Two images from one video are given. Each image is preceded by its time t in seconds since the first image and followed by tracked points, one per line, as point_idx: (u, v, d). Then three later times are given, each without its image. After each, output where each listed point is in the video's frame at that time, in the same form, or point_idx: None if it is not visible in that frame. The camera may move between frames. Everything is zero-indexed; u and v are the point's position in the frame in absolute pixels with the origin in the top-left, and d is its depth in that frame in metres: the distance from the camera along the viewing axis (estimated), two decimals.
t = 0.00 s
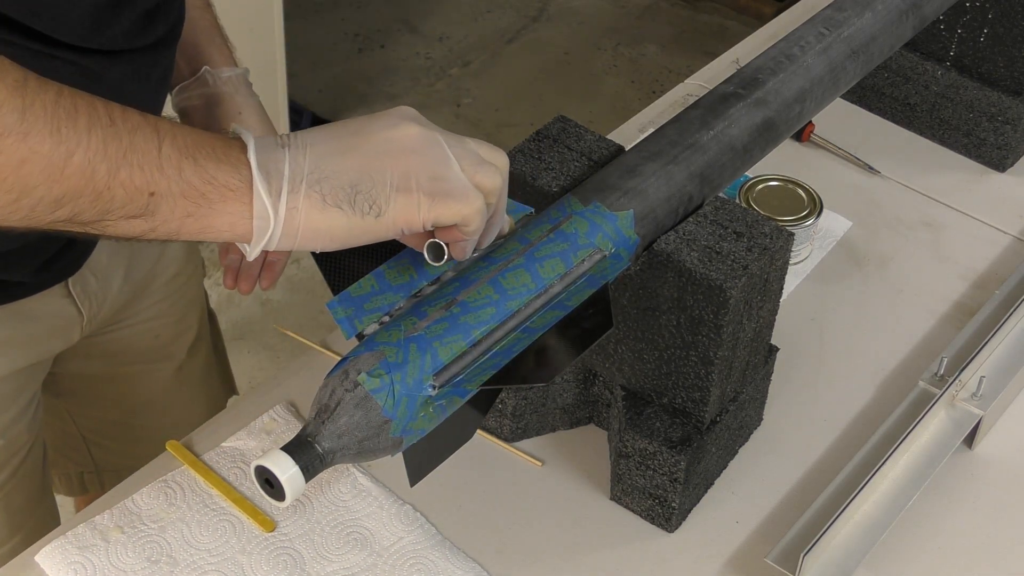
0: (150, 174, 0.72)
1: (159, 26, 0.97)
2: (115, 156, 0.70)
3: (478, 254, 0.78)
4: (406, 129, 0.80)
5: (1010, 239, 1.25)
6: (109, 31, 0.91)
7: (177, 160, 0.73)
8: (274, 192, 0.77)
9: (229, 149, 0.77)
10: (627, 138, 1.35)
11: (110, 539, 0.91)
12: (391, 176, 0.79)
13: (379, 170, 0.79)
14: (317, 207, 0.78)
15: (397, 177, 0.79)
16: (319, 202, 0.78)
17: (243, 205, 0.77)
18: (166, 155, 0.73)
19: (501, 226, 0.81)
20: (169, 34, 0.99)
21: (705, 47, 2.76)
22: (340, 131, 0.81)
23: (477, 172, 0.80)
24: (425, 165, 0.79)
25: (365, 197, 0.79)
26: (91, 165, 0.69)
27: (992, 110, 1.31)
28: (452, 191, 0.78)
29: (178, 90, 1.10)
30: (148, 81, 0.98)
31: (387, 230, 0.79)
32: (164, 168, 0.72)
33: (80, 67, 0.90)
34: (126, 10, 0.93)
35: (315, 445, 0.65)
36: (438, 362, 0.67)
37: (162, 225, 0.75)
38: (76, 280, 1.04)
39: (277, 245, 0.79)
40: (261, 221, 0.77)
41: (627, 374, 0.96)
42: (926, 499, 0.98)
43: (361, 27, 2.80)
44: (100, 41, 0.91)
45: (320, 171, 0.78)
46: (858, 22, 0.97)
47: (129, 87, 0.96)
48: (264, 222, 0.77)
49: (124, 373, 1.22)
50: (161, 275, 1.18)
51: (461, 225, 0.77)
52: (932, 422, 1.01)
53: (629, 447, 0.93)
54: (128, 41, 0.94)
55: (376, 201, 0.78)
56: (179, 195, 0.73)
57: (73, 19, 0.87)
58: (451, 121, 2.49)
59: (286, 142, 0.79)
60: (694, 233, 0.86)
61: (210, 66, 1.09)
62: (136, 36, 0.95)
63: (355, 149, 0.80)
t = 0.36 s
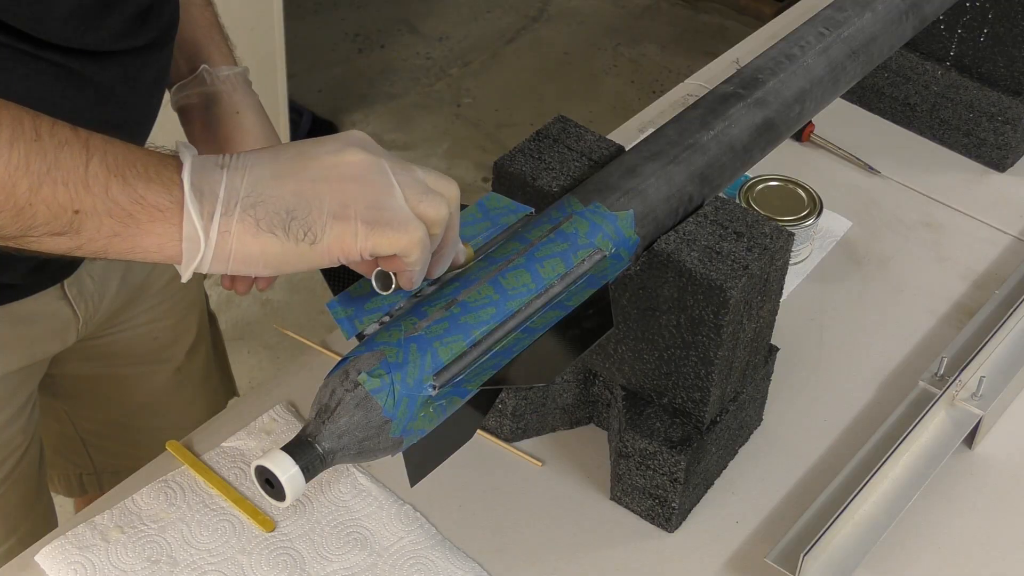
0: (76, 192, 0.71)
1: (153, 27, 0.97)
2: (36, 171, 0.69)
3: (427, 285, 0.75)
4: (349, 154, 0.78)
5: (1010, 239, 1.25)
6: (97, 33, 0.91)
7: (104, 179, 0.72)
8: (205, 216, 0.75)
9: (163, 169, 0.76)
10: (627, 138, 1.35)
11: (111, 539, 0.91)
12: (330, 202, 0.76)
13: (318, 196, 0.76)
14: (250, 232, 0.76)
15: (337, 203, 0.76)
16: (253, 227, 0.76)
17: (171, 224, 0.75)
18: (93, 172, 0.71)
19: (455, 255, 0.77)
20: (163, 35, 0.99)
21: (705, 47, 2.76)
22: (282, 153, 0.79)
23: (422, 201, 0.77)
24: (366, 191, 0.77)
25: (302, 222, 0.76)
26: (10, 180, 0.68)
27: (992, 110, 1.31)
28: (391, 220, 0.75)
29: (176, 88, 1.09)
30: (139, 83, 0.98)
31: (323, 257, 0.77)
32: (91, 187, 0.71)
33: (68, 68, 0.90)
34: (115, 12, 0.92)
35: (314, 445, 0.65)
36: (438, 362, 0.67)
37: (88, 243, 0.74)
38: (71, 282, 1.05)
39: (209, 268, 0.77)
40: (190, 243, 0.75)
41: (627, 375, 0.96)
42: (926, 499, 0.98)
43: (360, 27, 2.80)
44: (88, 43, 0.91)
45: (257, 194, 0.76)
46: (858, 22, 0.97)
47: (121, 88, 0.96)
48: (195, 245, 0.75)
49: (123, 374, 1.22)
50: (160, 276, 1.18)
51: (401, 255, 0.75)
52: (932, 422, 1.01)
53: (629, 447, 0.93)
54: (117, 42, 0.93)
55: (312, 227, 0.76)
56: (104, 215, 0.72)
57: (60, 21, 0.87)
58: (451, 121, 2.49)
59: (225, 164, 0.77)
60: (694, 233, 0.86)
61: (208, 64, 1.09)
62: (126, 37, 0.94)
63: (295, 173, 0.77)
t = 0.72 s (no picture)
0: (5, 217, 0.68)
1: (142, 29, 0.91)
2: None
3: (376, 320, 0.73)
4: (294, 184, 0.76)
5: (1010, 239, 1.25)
6: (81, 33, 0.84)
7: (34, 203, 0.69)
8: (141, 243, 0.73)
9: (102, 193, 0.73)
10: (627, 138, 1.35)
11: (110, 539, 0.91)
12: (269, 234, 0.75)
13: (258, 227, 0.75)
14: (186, 262, 0.74)
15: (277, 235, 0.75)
16: (190, 256, 0.74)
17: (105, 251, 0.73)
18: (24, 198, 0.69)
19: (410, 285, 0.75)
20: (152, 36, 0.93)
21: (705, 47, 2.76)
22: (228, 178, 0.77)
23: (367, 235, 0.75)
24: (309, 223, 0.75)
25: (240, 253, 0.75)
26: None
27: (992, 110, 1.31)
28: (333, 253, 0.74)
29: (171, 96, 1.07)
30: (126, 88, 0.91)
31: (260, 287, 0.76)
32: (21, 212, 0.69)
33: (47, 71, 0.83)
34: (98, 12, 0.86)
35: (315, 446, 0.65)
36: (438, 363, 0.67)
37: (16, 268, 0.71)
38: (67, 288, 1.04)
39: (144, 296, 0.76)
40: (124, 272, 0.73)
41: (627, 375, 0.96)
42: (925, 499, 0.98)
43: (360, 27, 2.80)
44: (69, 44, 0.83)
45: (195, 224, 0.74)
46: (858, 22, 0.97)
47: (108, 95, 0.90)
48: (129, 273, 0.73)
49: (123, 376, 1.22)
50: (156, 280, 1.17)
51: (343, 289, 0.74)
52: (932, 422, 1.01)
53: (629, 447, 0.93)
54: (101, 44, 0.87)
55: (250, 259, 0.75)
56: (34, 240, 0.70)
57: (37, 22, 0.80)
58: (450, 121, 2.49)
59: (164, 190, 0.75)
60: (694, 233, 0.86)
61: (202, 69, 1.07)
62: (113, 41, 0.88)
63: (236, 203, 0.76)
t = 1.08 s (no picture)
0: None
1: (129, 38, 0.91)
2: None
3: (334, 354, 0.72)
4: (245, 216, 0.74)
5: (1010, 239, 1.25)
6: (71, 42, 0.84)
7: None
8: (80, 267, 0.71)
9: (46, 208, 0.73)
10: (627, 138, 1.35)
11: (111, 539, 0.91)
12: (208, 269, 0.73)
13: (203, 258, 0.74)
14: (124, 289, 0.72)
15: (219, 273, 0.74)
16: (130, 284, 0.73)
17: (41, 273, 0.72)
18: None
19: (362, 322, 0.74)
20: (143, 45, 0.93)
21: (705, 47, 2.76)
22: (178, 202, 0.75)
23: (316, 271, 0.74)
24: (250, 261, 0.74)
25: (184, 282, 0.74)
26: None
27: (992, 110, 1.31)
28: (279, 291, 0.73)
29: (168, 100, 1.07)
30: (116, 96, 0.90)
31: (199, 319, 0.75)
32: None
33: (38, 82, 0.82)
34: (89, 19, 0.85)
35: (316, 446, 0.65)
36: (438, 363, 0.67)
37: None
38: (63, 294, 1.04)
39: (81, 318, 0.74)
40: (60, 295, 0.72)
41: (627, 375, 0.96)
42: (925, 499, 0.98)
43: (360, 27, 2.79)
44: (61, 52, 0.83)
45: (138, 251, 0.73)
46: (858, 22, 0.97)
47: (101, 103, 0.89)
48: (64, 296, 0.72)
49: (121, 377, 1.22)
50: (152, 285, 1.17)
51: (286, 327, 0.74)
52: (933, 422, 1.01)
53: (629, 447, 0.93)
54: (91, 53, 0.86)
55: (191, 291, 0.74)
56: None
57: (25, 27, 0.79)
58: (450, 121, 2.49)
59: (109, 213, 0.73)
60: (695, 233, 0.86)
61: (200, 73, 1.07)
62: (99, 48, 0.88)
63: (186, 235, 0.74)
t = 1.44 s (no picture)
0: None
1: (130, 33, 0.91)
2: None
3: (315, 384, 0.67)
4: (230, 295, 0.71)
5: (1010, 239, 1.25)
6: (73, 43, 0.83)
7: None
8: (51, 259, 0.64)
9: (44, 170, 0.64)
10: (627, 138, 1.35)
11: (111, 539, 0.91)
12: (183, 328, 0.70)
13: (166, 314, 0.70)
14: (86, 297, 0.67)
15: (188, 340, 0.71)
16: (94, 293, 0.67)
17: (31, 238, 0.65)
18: None
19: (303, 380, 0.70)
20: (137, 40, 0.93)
21: (705, 47, 2.76)
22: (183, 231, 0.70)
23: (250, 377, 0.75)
24: (229, 329, 0.72)
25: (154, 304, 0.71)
26: None
27: (992, 110, 1.31)
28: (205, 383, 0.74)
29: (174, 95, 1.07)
30: (113, 95, 0.90)
31: (122, 359, 0.71)
32: None
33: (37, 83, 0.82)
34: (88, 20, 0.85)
35: (315, 445, 0.65)
36: (438, 362, 0.67)
37: None
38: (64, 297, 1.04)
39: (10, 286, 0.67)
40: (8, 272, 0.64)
41: (627, 374, 0.96)
42: (926, 499, 0.97)
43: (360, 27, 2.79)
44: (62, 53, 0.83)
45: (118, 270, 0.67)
46: (858, 22, 0.97)
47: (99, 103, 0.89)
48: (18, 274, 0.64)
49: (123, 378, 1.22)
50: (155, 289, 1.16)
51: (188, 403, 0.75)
52: (932, 422, 1.01)
53: (629, 447, 0.93)
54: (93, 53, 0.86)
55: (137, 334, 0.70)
56: None
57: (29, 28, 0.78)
58: (450, 121, 2.49)
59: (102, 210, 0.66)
60: (695, 233, 0.86)
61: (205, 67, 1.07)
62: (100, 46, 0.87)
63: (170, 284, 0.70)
